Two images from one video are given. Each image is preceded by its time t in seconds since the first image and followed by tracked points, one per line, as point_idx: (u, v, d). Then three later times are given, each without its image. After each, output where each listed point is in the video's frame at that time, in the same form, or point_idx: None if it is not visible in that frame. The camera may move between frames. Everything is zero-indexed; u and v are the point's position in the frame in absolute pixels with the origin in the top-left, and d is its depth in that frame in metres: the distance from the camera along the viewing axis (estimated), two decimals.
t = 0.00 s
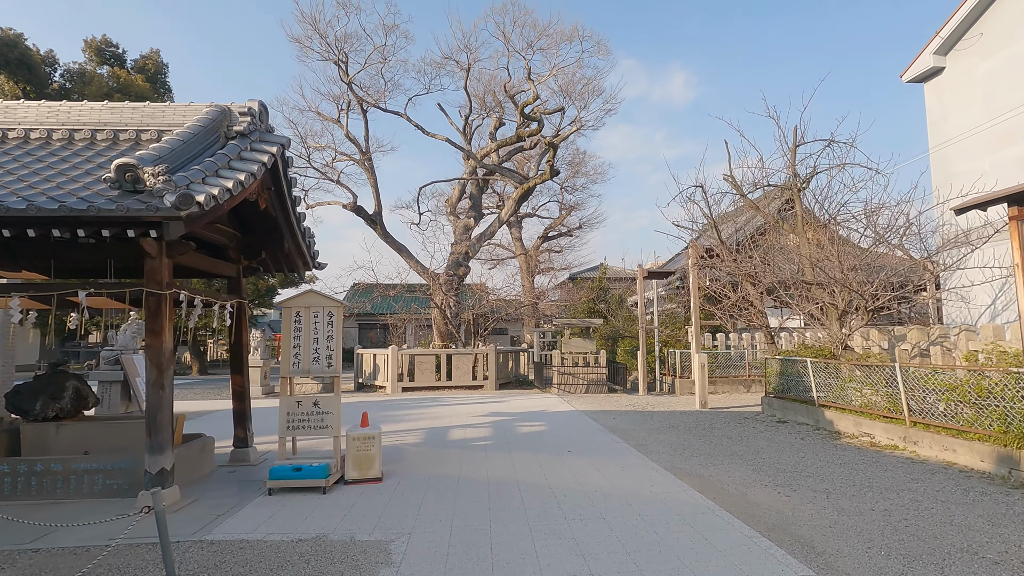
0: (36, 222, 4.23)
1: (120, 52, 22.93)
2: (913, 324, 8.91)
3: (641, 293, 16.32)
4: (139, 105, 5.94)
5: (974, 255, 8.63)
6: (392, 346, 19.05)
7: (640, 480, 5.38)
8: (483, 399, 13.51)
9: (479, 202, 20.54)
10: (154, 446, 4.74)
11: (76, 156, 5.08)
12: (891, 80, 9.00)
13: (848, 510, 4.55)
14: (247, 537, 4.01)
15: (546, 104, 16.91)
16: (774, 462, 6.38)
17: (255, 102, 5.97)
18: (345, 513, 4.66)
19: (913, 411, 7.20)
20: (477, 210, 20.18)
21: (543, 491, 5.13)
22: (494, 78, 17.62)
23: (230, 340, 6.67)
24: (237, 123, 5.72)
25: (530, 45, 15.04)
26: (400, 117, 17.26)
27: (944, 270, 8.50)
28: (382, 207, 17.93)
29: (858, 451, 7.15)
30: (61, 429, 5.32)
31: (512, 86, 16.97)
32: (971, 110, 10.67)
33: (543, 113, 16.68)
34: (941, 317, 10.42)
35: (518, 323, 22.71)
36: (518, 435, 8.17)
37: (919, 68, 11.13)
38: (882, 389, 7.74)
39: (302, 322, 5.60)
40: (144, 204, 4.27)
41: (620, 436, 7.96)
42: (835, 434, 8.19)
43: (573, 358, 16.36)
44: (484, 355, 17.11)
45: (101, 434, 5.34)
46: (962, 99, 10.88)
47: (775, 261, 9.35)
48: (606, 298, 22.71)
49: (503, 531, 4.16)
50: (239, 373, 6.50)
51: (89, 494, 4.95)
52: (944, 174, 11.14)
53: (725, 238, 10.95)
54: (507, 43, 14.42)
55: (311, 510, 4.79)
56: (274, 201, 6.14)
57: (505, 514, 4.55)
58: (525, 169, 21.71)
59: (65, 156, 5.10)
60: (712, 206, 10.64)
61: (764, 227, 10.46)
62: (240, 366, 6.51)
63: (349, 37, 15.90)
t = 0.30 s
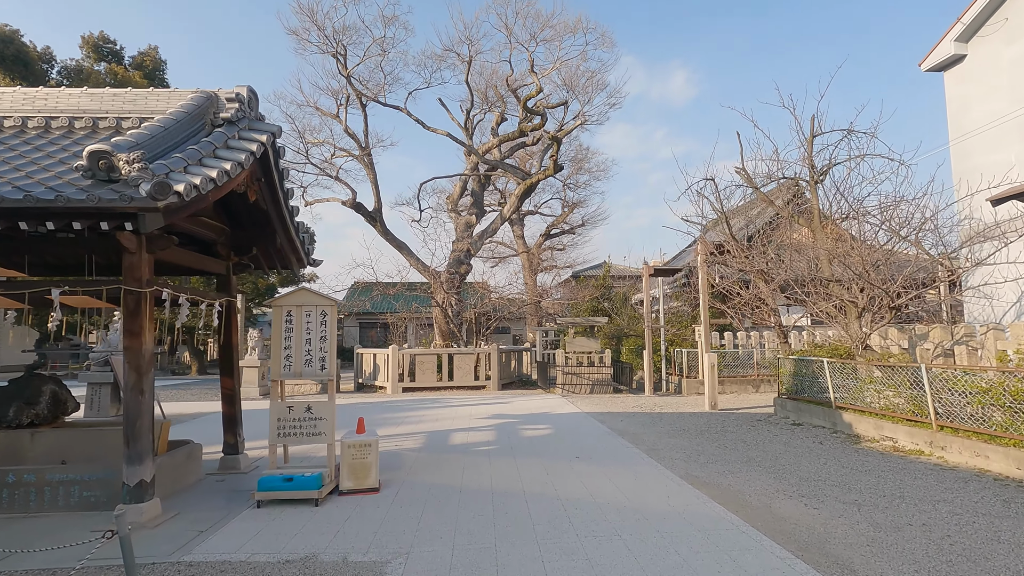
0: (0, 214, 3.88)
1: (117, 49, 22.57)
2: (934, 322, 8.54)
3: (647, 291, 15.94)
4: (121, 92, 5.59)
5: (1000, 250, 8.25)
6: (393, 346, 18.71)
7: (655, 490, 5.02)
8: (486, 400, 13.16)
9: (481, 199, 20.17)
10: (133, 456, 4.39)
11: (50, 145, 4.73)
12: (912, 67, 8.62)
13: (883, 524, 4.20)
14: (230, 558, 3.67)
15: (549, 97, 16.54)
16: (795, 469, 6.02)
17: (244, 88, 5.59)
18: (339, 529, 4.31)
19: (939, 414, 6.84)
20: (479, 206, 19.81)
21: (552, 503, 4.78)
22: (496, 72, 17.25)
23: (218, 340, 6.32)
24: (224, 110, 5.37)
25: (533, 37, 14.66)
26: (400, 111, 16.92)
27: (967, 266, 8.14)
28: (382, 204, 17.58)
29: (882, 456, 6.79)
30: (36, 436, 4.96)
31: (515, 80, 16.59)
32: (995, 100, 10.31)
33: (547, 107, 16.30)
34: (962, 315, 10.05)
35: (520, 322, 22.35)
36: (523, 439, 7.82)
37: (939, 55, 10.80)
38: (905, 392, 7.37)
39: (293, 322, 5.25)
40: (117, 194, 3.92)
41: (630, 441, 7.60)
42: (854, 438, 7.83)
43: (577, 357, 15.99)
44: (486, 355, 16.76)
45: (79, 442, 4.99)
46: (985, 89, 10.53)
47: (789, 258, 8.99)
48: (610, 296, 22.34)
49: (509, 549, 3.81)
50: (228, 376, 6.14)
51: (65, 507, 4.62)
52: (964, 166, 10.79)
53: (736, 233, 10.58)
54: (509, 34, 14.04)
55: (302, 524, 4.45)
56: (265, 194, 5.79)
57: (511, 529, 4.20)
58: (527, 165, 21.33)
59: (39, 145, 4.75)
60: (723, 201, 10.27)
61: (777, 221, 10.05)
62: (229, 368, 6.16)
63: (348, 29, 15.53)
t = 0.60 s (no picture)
0: None
1: (116, 45, 22.27)
2: (956, 320, 8.12)
3: (652, 288, 15.56)
4: (98, 74, 5.24)
5: None
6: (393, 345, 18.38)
7: (669, 500, 4.66)
8: (487, 400, 12.81)
9: (483, 195, 19.80)
10: (103, 463, 4.05)
11: (17, 127, 4.39)
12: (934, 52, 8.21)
13: (922, 539, 3.84)
14: None
15: (553, 91, 16.16)
16: (815, 475, 5.64)
17: (229, 69, 5.23)
18: (326, 543, 3.96)
19: (967, 417, 6.47)
20: (481, 203, 19.44)
21: (559, 514, 4.41)
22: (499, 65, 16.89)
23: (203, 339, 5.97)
24: (207, 92, 5.02)
25: (536, 28, 14.28)
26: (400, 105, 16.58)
27: (992, 260, 7.76)
28: (382, 200, 17.23)
29: (906, 461, 6.42)
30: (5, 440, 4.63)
31: (517, 73, 16.22)
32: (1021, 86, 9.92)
33: (550, 101, 15.93)
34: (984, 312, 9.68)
35: (523, 320, 22.00)
36: (527, 442, 7.47)
37: (961, 41, 10.42)
38: (930, 393, 6.98)
39: (280, 319, 4.91)
40: (81, 177, 3.57)
41: (639, 444, 7.23)
42: (874, 441, 7.46)
43: (582, 357, 15.62)
44: (488, 354, 16.40)
45: (50, 447, 4.66)
46: (1012, 75, 10.14)
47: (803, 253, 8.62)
48: (614, 294, 21.96)
49: (512, 568, 3.46)
50: (213, 376, 5.79)
51: (33, 517, 4.28)
52: (986, 157, 10.42)
53: (748, 228, 10.20)
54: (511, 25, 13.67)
55: (287, 537, 4.10)
56: (253, 184, 5.44)
57: (513, 544, 3.85)
58: (530, 161, 20.96)
59: (5, 127, 4.41)
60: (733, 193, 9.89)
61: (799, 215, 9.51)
62: (215, 367, 5.81)
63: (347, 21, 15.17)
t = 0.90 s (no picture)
0: None
1: (104, 35, 21.73)
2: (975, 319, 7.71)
3: (653, 284, 15.21)
4: (61, 49, 4.81)
5: None
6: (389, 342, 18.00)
7: (684, 513, 4.28)
8: (484, 399, 12.45)
9: (480, 189, 19.39)
10: (59, 477, 3.64)
11: None
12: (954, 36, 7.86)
13: (968, 560, 3.47)
14: None
15: (551, 81, 15.75)
16: (837, 484, 5.27)
17: (205, 45, 4.82)
18: (308, 565, 3.57)
19: (993, 419, 6.12)
20: (478, 197, 19.02)
21: (565, 531, 4.03)
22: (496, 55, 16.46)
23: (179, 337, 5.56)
24: (179, 69, 4.60)
25: (535, 15, 13.85)
26: (395, 96, 16.17)
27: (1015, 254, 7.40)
28: (376, 193, 16.80)
29: (928, 466, 6.07)
30: None
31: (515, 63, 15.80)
32: None
33: (549, 91, 15.51)
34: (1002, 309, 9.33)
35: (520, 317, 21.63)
36: (528, 445, 7.11)
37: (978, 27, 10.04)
38: (952, 394, 6.63)
39: (260, 317, 4.51)
40: (27, 156, 3.16)
41: (645, 448, 6.86)
42: (890, 444, 7.13)
43: (581, 354, 15.25)
44: (485, 351, 16.01)
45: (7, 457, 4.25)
46: None
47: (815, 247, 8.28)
48: (612, 291, 21.62)
49: None
50: (191, 378, 5.40)
51: None
52: (1004, 148, 10.09)
53: (755, 221, 9.85)
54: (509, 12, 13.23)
55: (265, 557, 3.71)
56: (231, 171, 5.03)
57: (515, 567, 3.46)
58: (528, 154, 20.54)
59: None
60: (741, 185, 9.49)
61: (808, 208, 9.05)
62: (192, 369, 5.41)
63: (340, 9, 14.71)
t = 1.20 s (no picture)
0: None
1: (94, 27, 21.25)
2: (1002, 315, 7.32)
3: (657, 280, 14.84)
4: (26, 19, 4.41)
5: None
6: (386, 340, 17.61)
7: (710, 527, 3.91)
8: (485, 399, 12.07)
9: (478, 184, 19.00)
10: (15, 490, 3.26)
11: None
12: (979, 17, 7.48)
13: None
14: None
15: (552, 72, 15.35)
16: (866, 491, 4.91)
17: (184, 16, 4.44)
18: None
19: None
20: (477, 192, 18.63)
21: (580, 547, 3.65)
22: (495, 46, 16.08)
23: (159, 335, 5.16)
24: (155, 40, 4.21)
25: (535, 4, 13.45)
26: (392, 88, 15.78)
27: None
28: (372, 188, 16.40)
29: (959, 470, 5.71)
30: None
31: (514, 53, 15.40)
32: None
33: (550, 83, 15.11)
34: None
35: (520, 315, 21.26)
36: (532, 449, 6.74)
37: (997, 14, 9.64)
38: (981, 394, 6.29)
39: (243, 311, 4.12)
40: None
41: (656, 451, 6.49)
42: (913, 446, 6.78)
43: (583, 353, 14.88)
44: (484, 349, 15.63)
45: None
46: None
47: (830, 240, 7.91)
48: (613, 288, 21.27)
49: None
50: (173, 379, 5.02)
51: None
52: None
53: (767, 214, 9.49)
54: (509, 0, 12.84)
55: None
56: (214, 154, 4.66)
57: None
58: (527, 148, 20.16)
59: None
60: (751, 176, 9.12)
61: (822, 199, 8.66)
62: (175, 369, 5.02)
63: None
